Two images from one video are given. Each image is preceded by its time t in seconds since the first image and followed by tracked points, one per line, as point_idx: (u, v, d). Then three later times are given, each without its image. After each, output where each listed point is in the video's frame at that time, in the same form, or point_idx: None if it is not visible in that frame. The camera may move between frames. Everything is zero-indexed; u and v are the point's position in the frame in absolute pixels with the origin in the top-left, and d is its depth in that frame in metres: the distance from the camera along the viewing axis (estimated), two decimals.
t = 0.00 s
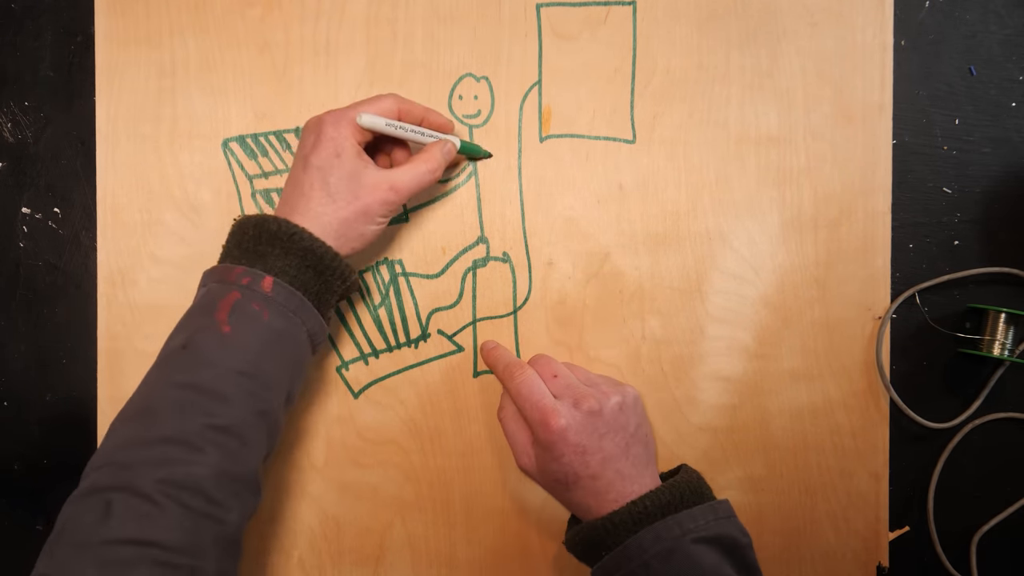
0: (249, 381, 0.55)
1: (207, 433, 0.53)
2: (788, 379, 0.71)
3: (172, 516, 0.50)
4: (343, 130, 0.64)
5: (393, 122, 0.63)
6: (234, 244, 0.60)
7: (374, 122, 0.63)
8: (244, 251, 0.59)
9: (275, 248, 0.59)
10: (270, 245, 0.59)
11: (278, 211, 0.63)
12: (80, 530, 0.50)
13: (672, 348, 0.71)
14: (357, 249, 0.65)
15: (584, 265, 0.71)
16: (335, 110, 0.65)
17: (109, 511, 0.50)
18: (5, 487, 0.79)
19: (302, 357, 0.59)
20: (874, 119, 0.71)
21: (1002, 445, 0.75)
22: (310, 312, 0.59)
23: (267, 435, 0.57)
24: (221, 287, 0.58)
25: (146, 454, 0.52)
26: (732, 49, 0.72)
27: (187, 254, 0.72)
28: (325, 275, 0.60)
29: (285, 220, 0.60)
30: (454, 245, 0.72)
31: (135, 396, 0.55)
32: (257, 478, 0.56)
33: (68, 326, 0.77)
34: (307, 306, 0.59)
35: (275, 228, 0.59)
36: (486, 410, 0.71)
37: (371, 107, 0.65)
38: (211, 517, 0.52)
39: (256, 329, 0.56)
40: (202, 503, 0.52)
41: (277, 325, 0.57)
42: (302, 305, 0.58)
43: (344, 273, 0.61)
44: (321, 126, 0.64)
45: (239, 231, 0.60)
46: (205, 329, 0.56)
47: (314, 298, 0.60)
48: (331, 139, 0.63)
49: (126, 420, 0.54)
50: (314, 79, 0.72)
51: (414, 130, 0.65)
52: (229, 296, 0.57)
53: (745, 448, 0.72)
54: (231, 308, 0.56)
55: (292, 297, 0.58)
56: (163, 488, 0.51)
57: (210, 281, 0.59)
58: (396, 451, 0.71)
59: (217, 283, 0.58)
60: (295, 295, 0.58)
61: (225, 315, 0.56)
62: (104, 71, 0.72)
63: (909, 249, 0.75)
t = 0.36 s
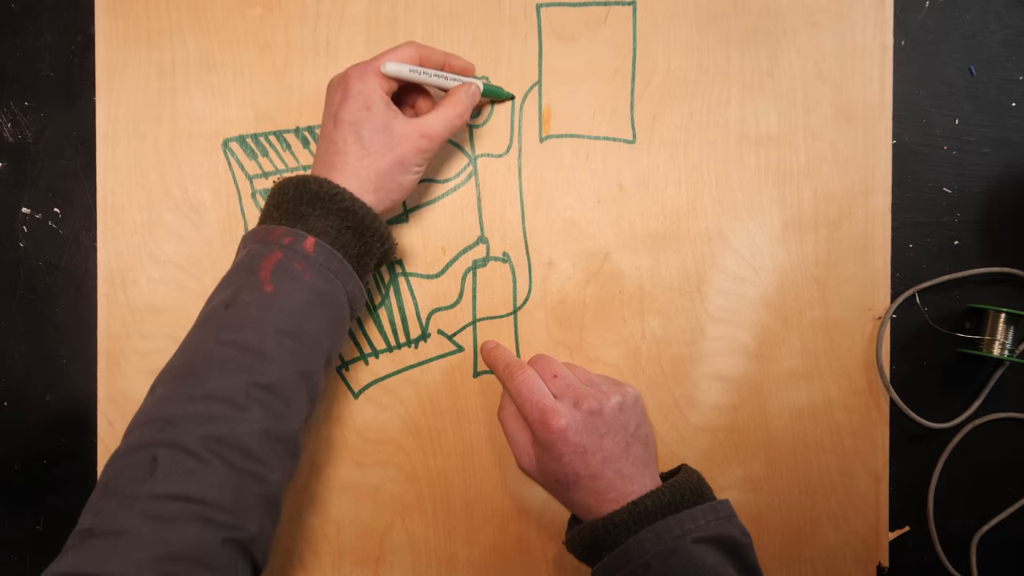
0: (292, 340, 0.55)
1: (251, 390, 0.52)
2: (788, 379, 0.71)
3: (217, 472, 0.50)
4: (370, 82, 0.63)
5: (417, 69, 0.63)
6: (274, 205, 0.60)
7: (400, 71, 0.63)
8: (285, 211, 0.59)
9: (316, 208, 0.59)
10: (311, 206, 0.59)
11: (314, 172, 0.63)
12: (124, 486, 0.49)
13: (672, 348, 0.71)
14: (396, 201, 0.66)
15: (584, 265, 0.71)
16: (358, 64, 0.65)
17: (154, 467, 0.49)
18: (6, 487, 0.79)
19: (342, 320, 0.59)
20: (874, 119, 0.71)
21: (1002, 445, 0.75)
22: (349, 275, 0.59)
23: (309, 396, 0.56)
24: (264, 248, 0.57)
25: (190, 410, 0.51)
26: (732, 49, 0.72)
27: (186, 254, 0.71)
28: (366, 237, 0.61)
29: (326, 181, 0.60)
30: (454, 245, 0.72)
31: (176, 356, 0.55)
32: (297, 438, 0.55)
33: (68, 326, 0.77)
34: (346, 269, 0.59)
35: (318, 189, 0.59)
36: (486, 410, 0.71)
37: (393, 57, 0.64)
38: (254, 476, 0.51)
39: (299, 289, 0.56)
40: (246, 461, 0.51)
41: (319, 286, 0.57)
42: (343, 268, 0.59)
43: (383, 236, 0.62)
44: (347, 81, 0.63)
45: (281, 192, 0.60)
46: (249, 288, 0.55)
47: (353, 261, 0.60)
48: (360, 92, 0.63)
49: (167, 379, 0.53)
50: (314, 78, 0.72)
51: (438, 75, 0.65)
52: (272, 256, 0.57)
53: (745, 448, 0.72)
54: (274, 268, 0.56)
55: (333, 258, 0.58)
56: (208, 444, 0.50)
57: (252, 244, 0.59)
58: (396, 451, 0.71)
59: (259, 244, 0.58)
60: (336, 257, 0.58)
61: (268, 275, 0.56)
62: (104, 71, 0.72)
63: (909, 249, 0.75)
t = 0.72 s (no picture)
0: (327, 308, 0.54)
1: (287, 356, 0.52)
2: (788, 379, 0.71)
3: (253, 437, 0.49)
4: (399, 49, 0.63)
5: (445, 37, 0.64)
6: (306, 174, 0.60)
7: (429, 40, 0.63)
8: (319, 179, 0.59)
9: (351, 178, 0.59)
10: (346, 176, 0.59)
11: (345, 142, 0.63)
12: (158, 451, 0.48)
13: (672, 348, 0.71)
14: (427, 168, 0.66)
15: (583, 265, 0.71)
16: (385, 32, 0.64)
17: (189, 431, 0.48)
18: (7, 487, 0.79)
19: (373, 292, 0.59)
20: (874, 119, 0.71)
21: (1002, 445, 0.75)
22: (382, 247, 0.60)
23: (342, 367, 0.56)
24: (297, 216, 0.57)
25: (226, 375, 0.50)
26: (732, 49, 0.72)
27: (186, 254, 0.71)
28: (398, 210, 0.61)
29: (361, 151, 0.60)
30: (454, 245, 0.72)
31: (208, 322, 0.54)
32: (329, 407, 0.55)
33: (68, 326, 0.77)
34: (379, 241, 0.59)
35: (352, 158, 0.59)
36: (486, 410, 0.71)
37: (420, 24, 0.64)
38: (289, 444, 0.51)
39: (334, 257, 0.55)
40: (282, 428, 0.50)
41: (353, 256, 0.57)
42: (375, 239, 0.59)
43: (414, 209, 0.62)
44: (376, 49, 0.63)
45: (314, 162, 0.60)
46: (283, 255, 0.55)
47: (385, 233, 0.61)
48: (391, 60, 0.63)
49: (200, 344, 0.52)
50: (314, 78, 0.72)
51: (464, 42, 0.65)
52: (307, 225, 0.56)
53: (745, 448, 0.72)
54: (308, 236, 0.56)
55: (367, 229, 0.58)
56: (244, 410, 0.49)
57: (284, 213, 0.58)
58: (396, 451, 0.71)
59: (292, 213, 0.58)
60: (370, 227, 0.58)
61: (302, 243, 0.55)
62: (104, 71, 0.72)
63: (909, 249, 0.75)
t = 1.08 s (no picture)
0: (172, 352, 0.51)
1: (136, 410, 0.50)
2: (788, 379, 0.71)
3: (115, 499, 0.48)
4: (191, 68, 0.60)
5: (239, 41, 0.61)
6: (139, 215, 0.57)
7: (219, 48, 0.61)
8: (149, 219, 0.56)
9: (175, 211, 0.55)
10: (170, 210, 0.55)
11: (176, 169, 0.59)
12: (18, 524, 0.49)
13: (672, 348, 0.71)
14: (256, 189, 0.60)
15: (583, 265, 0.71)
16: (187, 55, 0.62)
17: (46, 502, 0.49)
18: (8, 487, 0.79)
19: (230, 321, 0.55)
20: (875, 119, 0.71)
21: (1002, 445, 0.75)
22: (228, 272, 0.55)
23: (208, 407, 0.53)
24: (131, 260, 0.54)
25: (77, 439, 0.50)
26: (732, 49, 0.72)
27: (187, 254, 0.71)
28: (235, 232, 0.56)
29: (179, 181, 0.56)
30: (454, 245, 0.72)
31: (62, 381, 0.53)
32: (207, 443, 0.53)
33: (68, 326, 0.77)
34: (223, 268, 0.55)
35: (170, 190, 0.55)
36: (486, 410, 0.71)
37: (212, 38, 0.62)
38: (159, 494, 0.50)
39: (171, 297, 0.52)
40: (146, 482, 0.49)
41: (192, 291, 0.53)
42: (218, 267, 0.55)
43: (255, 227, 0.57)
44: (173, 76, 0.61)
45: (142, 201, 0.57)
46: (121, 305, 0.53)
47: (229, 258, 0.56)
48: (186, 80, 0.59)
49: (61, 406, 0.52)
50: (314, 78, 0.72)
51: (271, 43, 0.61)
52: (140, 267, 0.54)
53: (745, 448, 0.72)
54: (140, 280, 0.53)
55: (204, 259, 0.54)
56: (100, 471, 0.49)
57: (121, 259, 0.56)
58: (396, 451, 0.71)
59: (127, 257, 0.55)
60: (207, 257, 0.54)
61: (136, 288, 0.53)
62: (103, 71, 0.72)
63: (909, 249, 0.75)
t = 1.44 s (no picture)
0: (123, 412, 0.54)
1: (85, 469, 0.52)
2: (788, 379, 0.71)
3: (64, 559, 0.49)
4: (161, 138, 0.63)
5: (207, 116, 0.63)
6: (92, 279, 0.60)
7: (188, 119, 0.63)
8: (101, 284, 0.59)
9: (129, 274, 0.58)
10: (124, 273, 0.58)
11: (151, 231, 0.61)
12: None
13: (672, 348, 0.71)
14: (211, 254, 0.63)
15: (584, 265, 0.71)
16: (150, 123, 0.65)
17: None
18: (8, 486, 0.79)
19: (182, 379, 0.58)
20: (875, 119, 0.71)
21: (1001, 445, 0.75)
22: (180, 332, 0.58)
23: (158, 462, 0.56)
24: (84, 324, 0.57)
25: (27, 501, 0.51)
26: (732, 49, 0.72)
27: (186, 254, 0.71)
28: (187, 293, 0.59)
29: (134, 245, 0.59)
30: (454, 244, 0.72)
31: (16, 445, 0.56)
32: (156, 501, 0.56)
33: (68, 326, 0.77)
34: (174, 327, 0.58)
35: (124, 255, 0.58)
36: (486, 410, 0.71)
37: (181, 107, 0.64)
38: (111, 551, 0.52)
39: (121, 358, 0.55)
40: (96, 540, 0.51)
41: (143, 352, 0.56)
42: (168, 327, 0.58)
43: (206, 287, 0.61)
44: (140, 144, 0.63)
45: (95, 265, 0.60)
46: (70, 369, 0.55)
47: (180, 318, 0.59)
48: (152, 150, 0.62)
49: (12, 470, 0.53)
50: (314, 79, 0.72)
51: (236, 120, 0.64)
52: (90, 331, 0.57)
53: (745, 448, 0.72)
54: (94, 344, 0.56)
55: (155, 319, 0.57)
56: (49, 532, 0.50)
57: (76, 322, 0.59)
58: (397, 451, 0.71)
59: (79, 322, 0.58)
60: (159, 318, 0.57)
61: (89, 351, 0.56)
62: (103, 71, 0.72)
63: (909, 249, 0.75)
